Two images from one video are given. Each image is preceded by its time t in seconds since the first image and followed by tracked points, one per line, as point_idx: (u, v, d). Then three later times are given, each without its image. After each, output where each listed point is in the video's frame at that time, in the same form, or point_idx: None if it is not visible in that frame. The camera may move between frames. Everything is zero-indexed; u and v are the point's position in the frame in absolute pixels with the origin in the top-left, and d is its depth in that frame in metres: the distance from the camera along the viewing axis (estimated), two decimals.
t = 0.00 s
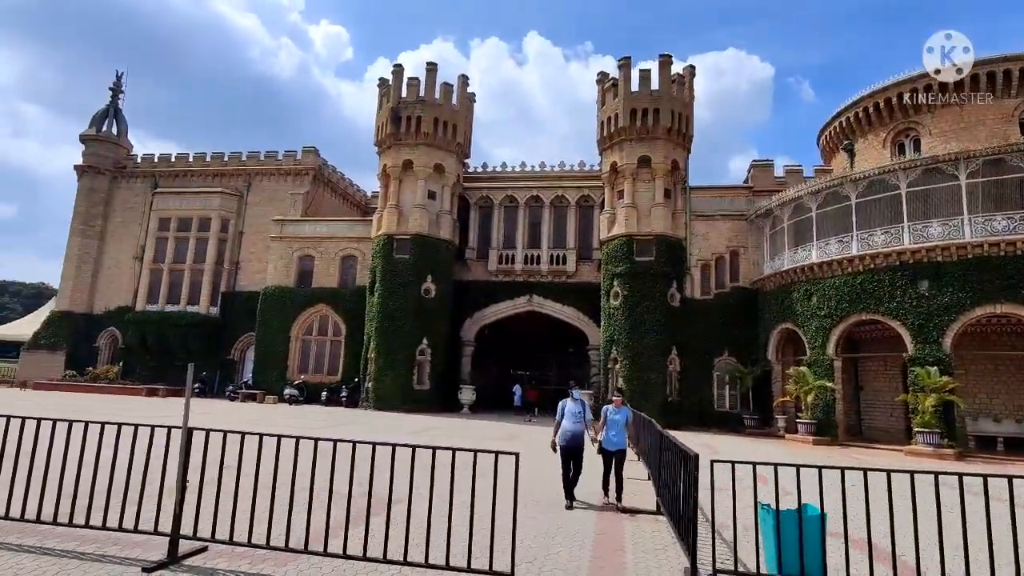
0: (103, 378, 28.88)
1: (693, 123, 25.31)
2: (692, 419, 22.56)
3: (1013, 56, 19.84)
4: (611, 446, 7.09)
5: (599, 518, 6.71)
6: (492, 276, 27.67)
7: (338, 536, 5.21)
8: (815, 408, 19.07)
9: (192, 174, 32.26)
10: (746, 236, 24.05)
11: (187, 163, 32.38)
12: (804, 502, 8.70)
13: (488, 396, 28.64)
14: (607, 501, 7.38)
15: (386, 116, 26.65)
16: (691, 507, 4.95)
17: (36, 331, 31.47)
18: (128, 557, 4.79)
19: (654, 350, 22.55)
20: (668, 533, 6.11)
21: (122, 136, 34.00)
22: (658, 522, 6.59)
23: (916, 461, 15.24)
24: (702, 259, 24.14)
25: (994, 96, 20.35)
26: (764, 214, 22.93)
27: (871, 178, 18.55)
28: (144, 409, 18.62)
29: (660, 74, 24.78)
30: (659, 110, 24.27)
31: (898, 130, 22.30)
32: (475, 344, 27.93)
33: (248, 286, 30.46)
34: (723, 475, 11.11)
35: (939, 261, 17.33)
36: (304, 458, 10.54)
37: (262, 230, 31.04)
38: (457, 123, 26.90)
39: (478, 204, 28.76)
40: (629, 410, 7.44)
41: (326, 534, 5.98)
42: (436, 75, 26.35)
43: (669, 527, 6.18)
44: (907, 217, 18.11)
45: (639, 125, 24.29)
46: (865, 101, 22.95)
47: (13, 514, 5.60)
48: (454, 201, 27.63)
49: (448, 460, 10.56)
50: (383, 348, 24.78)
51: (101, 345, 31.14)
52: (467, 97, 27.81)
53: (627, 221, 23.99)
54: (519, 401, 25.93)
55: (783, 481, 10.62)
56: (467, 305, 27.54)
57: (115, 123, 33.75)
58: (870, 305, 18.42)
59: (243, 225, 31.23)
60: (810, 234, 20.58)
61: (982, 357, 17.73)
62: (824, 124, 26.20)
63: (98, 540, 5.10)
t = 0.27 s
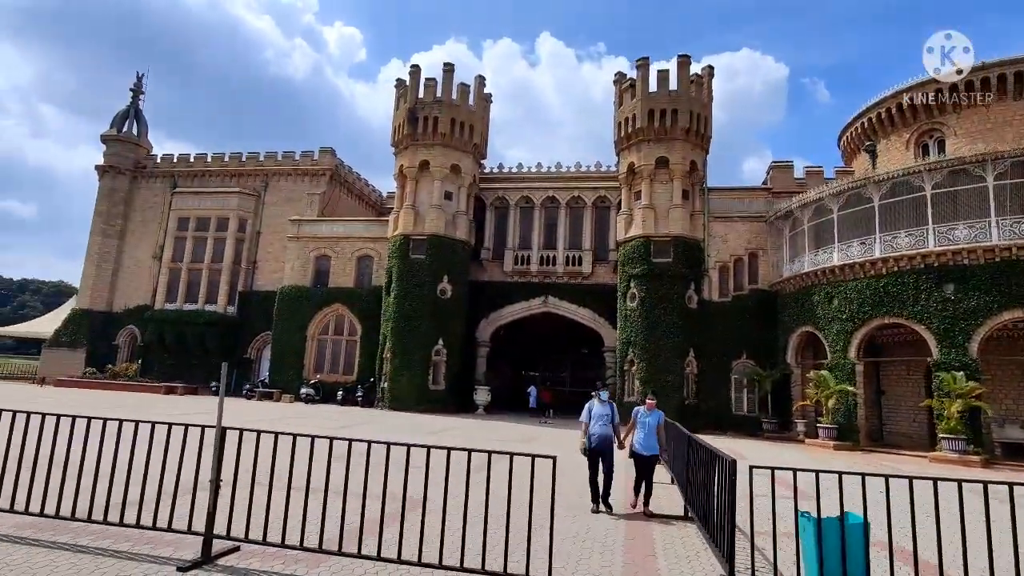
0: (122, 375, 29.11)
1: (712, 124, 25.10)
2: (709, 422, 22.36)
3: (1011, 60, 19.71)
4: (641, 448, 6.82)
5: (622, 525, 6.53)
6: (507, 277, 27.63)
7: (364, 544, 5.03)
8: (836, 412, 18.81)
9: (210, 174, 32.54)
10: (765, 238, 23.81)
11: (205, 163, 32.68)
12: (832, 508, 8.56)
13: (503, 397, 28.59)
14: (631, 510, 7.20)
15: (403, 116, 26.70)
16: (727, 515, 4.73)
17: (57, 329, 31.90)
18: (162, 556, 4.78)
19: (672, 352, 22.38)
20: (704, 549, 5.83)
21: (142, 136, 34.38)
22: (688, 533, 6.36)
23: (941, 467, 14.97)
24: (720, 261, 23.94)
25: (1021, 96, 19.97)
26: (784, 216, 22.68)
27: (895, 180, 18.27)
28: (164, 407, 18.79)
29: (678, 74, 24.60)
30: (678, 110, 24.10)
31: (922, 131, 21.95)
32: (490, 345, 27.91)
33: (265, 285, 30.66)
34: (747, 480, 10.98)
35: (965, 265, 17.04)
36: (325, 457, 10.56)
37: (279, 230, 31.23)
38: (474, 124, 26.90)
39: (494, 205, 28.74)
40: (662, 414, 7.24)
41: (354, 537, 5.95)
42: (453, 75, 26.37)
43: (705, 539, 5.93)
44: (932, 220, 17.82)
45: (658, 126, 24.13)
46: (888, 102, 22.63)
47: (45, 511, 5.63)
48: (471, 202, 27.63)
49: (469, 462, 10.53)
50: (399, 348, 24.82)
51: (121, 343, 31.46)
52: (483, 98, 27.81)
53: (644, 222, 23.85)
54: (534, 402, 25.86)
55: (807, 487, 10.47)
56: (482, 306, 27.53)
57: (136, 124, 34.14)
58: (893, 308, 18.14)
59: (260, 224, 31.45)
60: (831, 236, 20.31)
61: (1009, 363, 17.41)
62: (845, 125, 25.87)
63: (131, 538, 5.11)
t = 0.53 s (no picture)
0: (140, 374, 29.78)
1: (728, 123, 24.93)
2: (726, 423, 22.18)
3: None
4: (671, 453, 6.54)
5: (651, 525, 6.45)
6: (522, 277, 27.58)
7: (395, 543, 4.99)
8: (857, 414, 18.60)
9: (226, 175, 32.80)
10: (783, 238, 23.61)
11: (222, 164, 32.95)
12: (861, 511, 8.44)
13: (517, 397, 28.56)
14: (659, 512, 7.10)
15: (418, 117, 26.77)
16: (765, 518, 4.60)
17: (77, 328, 32.30)
18: (199, 554, 4.79)
19: (688, 353, 22.24)
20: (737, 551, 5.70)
21: (160, 138, 34.74)
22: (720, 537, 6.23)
23: (966, 470, 14.75)
24: (737, 261, 23.76)
25: None
26: (802, 216, 22.47)
27: (916, 179, 18.04)
28: (183, 406, 18.94)
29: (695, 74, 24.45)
30: (694, 110, 23.95)
31: (943, 130, 21.67)
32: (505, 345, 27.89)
33: (281, 285, 30.85)
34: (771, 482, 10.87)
35: (989, 265, 16.79)
36: (347, 456, 10.58)
37: (294, 230, 31.41)
38: (488, 124, 26.90)
39: (509, 205, 28.73)
40: (692, 419, 7.03)
41: (384, 538, 5.94)
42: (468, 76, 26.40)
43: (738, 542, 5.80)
44: (955, 219, 17.57)
45: (674, 125, 24.01)
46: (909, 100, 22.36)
47: (80, 509, 5.67)
48: (485, 202, 27.62)
49: (491, 463, 10.51)
50: (414, 348, 24.86)
51: (138, 343, 31.77)
52: (498, 98, 27.80)
53: (660, 223, 23.73)
54: (548, 403, 25.79)
55: (833, 490, 10.35)
56: (497, 306, 27.51)
57: (153, 125, 34.49)
58: (915, 309, 17.91)
59: (276, 225, 31.65)
60: (851, 235, 20.08)
61: None
62: (864, 124, 25.60)
63: (167, 535, 5.13)
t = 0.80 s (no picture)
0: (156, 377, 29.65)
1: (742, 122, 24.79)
2: (743, 425, 22.07)
3: None
4: (706, 458, 6.60)
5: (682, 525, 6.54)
6: (534, 279, 27.56)
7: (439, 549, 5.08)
8: (876, 415, 18.45)
9: (240, 179, 33.00)
10: (798, 238, 23.46)
11: (235, 168, 33.16)
12: (890, 514, 8.37)
13: (531, 399, 28.57)
14: (688, 513, 7.20)
15: (430, 119, 26.81)
16: (810, 522, 4.71)
17: (93, 332, 32.60)
18: (237, 560, 4.81)
19: (703, 354, 22.13)
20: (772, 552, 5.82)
21: (173, 143, 35.02)
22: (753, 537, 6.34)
23: (990, 472, 14.57)
24: (752, 261, 23.63)
25: None
26: (817, 215, 22.33)
27: (935, 177, 17.85)
28: (201, 409, 19.05)
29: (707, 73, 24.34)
30: (707, 109, 23.84)
31: (961, 127, 21.44)
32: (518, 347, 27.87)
33: (294, 289, 30.99)
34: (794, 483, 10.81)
35: (1011, 263, 16.60)
36: (369, 459, 10.63)
37: (307, 234, 31.55)
38: (500, 126, 26.92)
39: (521, 207, 28.72)
40: (723, 421, 6.91)
41: (416, 544, 5.94)
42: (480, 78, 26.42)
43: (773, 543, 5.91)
44: (975, 217, 17.37)
45: (687, 126, 23.90)
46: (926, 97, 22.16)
47: (115, 512, 5.69)
48: (497, 204, 27.62)
49: (512, 466, 10.49)
50: (428, 351, 24.90)
51: (154, 346, 32.01)
52: (510, 100, 27.81)
53: (674, 223, 23.64)
54: (562, 405, 25.75)
55: (858, 493, 10.25)
56: (510, 309, 27.50)
57: (167, 131, 34.78)
58: (936, 308, 17.72)
59: (289, 229, 31.81)
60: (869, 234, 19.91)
61: None
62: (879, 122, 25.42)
63: (203, 540, 5.16)
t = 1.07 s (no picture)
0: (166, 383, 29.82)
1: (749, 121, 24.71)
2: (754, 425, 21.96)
3: None
4: (737, 463, 6.36)
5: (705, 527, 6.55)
6: (542, 280, 27.50)
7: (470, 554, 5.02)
8: (890, 414, 18.33)
9: (246, 183, 33.06)
10: (807, 236, 23.36)
11: (241, 173, 33.21)
12: (914, 515, 8.28)
13: (539, 401, 28.51)
14: (714, 513, 7.23)
15: (436, 122, 26.82)
16: (842, 518, 4.74)
17: (101, 338, 32.66)
18: (265, 567, 4.77)
19: (714, 354, 22.03)
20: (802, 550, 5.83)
21: (179, 148, 35.11)
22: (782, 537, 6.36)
23: (1007, 470, 14.45)
24: (761, 261, 23.53)
25: None
26: (827, 214, 22.24)
27: (947, 174, 17.74)
28: (211, 414, 19.04)
29: (714, 73, 24.27)
30: (714, 109, 23.78)
31: (972, 123, 21.33)
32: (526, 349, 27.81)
33: (301, 293, 30.99)
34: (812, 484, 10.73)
35: None
36: (386, 463, 10.59)
37: (314, 237, 31.58)
38: (507, 128, 26.91)
39: (528, 208, 28.69)
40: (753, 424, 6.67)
41: (441, 548, 5.90)
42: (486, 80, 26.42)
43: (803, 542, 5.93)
44: (988, 214, 17.25)
45: (694, 125, 23.84)
46: (935, 94, 22.07)
47: (139, 519, 5.65)
48: (504, 206, 27.60)
49: (527, 469, 10.43)
50: (436, 353, 24.87)
51: (162, 352, 32.04)
52: (516, 102, 27.80)
53: (682, 223, 23.56)
54: (572, 406, 25.68)
55: (877, 494, 10.16)
56: (518, 310, 27.45)
57: (173, 136, 34.89)
58: (949, 306, 17.60)
59: (295, 233, 31.83)
60: (880, 232, 19.81)
61: None
62: (887, 120, 25.34)
63: (230, 547, 5.11)
